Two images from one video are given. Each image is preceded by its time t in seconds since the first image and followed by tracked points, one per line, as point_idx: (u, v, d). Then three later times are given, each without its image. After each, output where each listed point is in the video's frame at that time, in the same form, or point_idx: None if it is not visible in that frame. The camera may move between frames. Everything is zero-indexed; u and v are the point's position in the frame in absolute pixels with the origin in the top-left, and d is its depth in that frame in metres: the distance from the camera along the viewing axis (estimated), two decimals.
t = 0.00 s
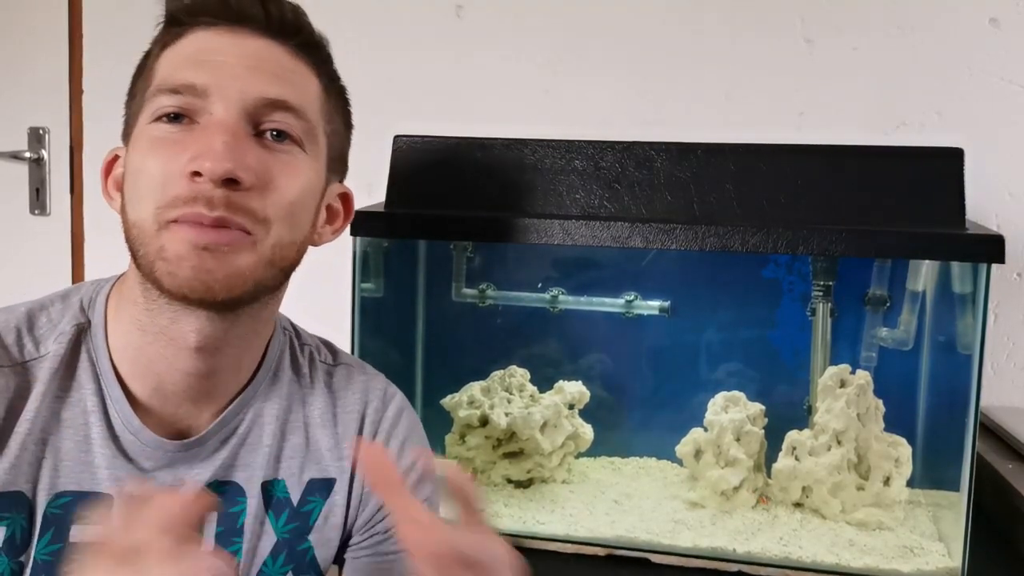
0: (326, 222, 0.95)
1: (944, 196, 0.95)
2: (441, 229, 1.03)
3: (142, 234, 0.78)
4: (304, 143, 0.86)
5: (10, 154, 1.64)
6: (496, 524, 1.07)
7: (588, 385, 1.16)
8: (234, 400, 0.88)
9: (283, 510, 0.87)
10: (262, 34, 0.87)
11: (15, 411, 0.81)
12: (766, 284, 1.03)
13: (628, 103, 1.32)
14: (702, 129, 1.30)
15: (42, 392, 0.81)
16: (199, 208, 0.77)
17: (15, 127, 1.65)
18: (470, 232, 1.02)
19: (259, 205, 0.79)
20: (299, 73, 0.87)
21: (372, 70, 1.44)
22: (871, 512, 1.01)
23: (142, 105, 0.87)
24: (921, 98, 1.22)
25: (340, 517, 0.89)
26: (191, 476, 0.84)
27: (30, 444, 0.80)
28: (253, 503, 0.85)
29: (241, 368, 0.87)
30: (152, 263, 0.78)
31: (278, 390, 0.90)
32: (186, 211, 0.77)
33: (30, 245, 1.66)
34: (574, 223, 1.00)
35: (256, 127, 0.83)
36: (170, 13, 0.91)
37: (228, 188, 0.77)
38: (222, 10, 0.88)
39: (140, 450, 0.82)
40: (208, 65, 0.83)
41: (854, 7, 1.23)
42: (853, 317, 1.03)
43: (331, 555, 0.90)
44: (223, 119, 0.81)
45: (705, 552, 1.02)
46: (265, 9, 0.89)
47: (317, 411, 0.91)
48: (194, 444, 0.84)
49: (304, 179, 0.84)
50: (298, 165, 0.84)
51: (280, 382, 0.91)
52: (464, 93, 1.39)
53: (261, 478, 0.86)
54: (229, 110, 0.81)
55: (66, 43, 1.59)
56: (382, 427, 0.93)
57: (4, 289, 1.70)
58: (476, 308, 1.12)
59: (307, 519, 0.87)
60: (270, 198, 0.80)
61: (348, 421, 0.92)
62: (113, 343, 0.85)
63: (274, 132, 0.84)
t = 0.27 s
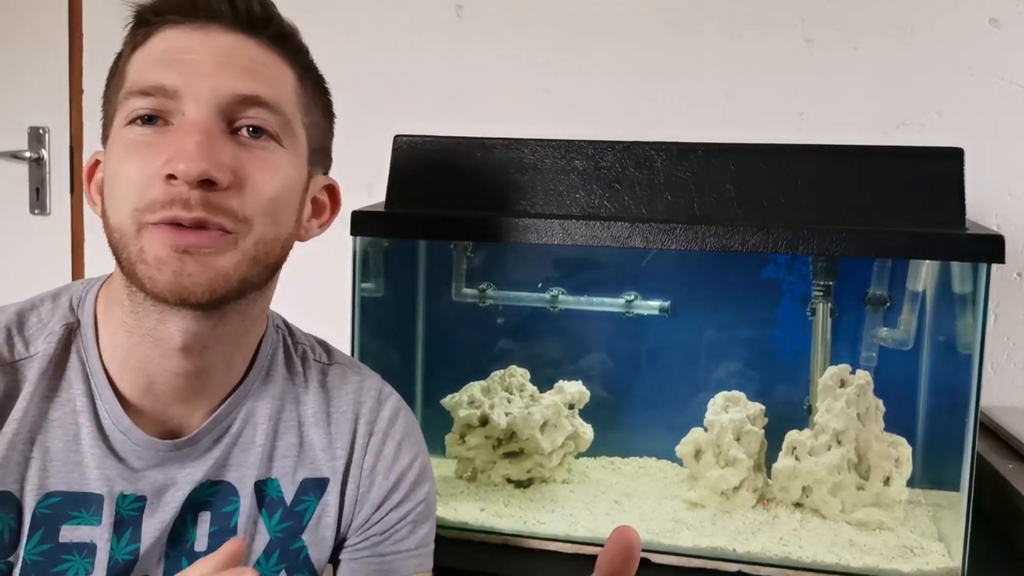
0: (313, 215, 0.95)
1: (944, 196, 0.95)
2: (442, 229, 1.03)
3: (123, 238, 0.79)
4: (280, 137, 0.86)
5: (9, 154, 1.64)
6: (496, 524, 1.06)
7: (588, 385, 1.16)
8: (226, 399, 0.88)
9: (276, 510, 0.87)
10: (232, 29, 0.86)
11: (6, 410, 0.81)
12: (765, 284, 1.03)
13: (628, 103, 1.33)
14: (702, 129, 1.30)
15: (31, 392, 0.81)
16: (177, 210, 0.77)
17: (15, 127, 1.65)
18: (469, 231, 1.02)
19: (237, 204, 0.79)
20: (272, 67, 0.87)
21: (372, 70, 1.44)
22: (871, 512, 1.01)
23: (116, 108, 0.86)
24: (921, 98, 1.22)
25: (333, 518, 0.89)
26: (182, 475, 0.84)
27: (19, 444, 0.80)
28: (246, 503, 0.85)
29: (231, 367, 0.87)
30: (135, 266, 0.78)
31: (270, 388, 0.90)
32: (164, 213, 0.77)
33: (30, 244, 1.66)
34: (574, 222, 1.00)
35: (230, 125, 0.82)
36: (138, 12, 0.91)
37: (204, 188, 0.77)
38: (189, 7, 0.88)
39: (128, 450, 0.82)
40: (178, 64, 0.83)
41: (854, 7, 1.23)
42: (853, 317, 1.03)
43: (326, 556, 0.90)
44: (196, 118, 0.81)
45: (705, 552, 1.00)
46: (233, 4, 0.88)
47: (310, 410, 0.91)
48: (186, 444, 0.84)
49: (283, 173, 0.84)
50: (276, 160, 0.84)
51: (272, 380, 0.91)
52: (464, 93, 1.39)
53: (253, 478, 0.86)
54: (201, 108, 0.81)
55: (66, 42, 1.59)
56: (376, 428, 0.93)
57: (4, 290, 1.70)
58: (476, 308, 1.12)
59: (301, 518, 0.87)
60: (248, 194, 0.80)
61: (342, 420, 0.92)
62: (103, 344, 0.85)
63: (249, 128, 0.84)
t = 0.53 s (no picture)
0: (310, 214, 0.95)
1: (944, 196, 0.95)
2: (442, 229, 1.03)
3: (118, 239, 0.79)
4: (276, 136, 0.86)
5: (9, 154, 1.64)
6: (496, 525, 1.06)
7: (588, 385, 1.16)
8: (224, 399, 0.87)
9: (273, 510, 0.87)
10: (227, 28, 0.87)
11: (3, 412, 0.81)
12: (765, 285, 1.03)
13: (627, 103, 1.32)
14: (702, 129, 1.30)
15: (28, 394, 0.81)
16: (173, 209, 0.77)
17: (14, 127, 1.65)
18: (469, 231, 1.02)
19: (233, 203, 0.79)
20: (268, 65, 0.87)
21: (372, 70, 1.44)
22: (871, 512, 1.01)
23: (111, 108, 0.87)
24: (921, 98, 1.22)
25: (331, 518, 0.89)
26: (180, 476, 0.84)
27: (15, 446, 0.80)
28: (244, 503, 0.85)
29: (228, 368, 0.87)
30: (130, 266, 0.78)
31: (267, 388, 0.90)
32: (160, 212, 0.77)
33: (30, 245, 1.66)
34: (574, 222, 1.00)
35: (225, 124, 0.83)
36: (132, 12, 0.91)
37: (200, 187, 0.77)
38: (183, 7, 0.88)
39: (125, 450, 0.82)
40: (172, 64, 0.83)
41: (854, 7, 1.23)
42: (853, 317, 1.03)
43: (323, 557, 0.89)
44: (191, 117, 0.81)
45: (704, 552, 1.00)
46: (227, 3, 0.88)
47: (308, 410, 0.91)
48: (184, 445, 0.84)
49: (279, 173, 0.84)
50: (272, 160, 0.84)
51: (270, 380, 0.91)
52: (464, 93, 1.39)
53: (251, 478, 0.86)
54: (196, 107, 0.81)
55: (66, 42, 1.59)
56: (374, 428, 0.93)
57: (4, 289, 1.70)
58: (476, 308, 1.12)
59: (298, 518, 0.87)
60: (244, 193, 0.80)
61: (340, 420, 0.92)
62: (100, 345, 0.85)
63: (245, 127, 0.84)
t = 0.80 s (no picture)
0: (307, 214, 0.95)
1: (944, 196, 0.95)
2: (442, 229, 1.03)
3: (117, 231, 0.78)
4: (276, 132, 0.86)
5: (9, 155, 1.64)
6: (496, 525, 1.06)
7: (588, 385, 1.15)
8: (223, 398, 0.87)
9: (272, 509, 0.87)
10: (226, 24, 0.87)
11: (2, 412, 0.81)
12: (766, 285, 1.03)
13: (627, 103, 1.32)
14: (702, 129, 1.30)
15: (26, 393, 0.81)
16: (171, 199, 0.76)
17: (14, 127, 1.65)
18: (469, 231, 1.02)
19: (232, 195, 0.79)
20: (267, 61, 0.87)
21: (372, 70, 1.44)
22: (871, 512, 1.01)
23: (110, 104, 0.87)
24: (922, 97, 1.22)
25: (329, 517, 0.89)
26: (179, 476, 0.84)
27: (14, 445, 0.80)
28: (243, 502, 0.85)
29: (226, 368, 0.87)
30: (129, 258, 0.77)
31: (266, 388, 0.90)
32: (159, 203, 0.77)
33: (30, 245, 1.66)
34: (574, 223, 1.00)
35: (225, 118, 0.83)
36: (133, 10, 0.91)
37: (199, 177, 0.77)
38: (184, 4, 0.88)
39: (124, 449, 0.82)
40: (172, 58, 0.83)
41: (855, 6, 1.23)
42: (853, 317, 1.03)
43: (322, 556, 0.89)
44: (191, 110, 0.81)
45: (705, 552, 1.00)
46: None
47: (306, 409, 0.91)
48: (183, 444, 0.84)
49: (279, 168, 0.84)
50: (271, 155, 0.84)
51: (268, 379, 0.90)
52: (464, 93, 1.39)
53: (250, 477, 0.86)
54: (196, 100, 0.81)
55: (66, 43, 1.59)
56: (371, 428, 0.93)
57: (4, 289, 1.70)
58: (476, 308, 1.12)
59: (297, 517, 0.87)
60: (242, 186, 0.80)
61: (338, 419, 0.92)
62: (98, 344, 0.85)
63: (245, 121, 0.84)
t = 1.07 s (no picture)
0: (311, 219, 0.96)
1: (944, 196, 0.95)
2: (442, 229, 1.03)
3: (130, 232, 0.78)
4: (292, 142, 0.86)
5: (9, 154, 1.64)
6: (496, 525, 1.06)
7: (588, 385, 1.15)
8: (221, 397, 0.87)
9: (269, 508, 0.87)
10: (248, 31, 0.87)
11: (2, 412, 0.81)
12: (765, 284, 1.03)
13: (627, 103, 1.32)
14: (701, 129, 1.30)
15: (26, 393, 0.81)
16: (191, 206, 0.76)
17: (14, 127, 1.65)
18: (469, 231, 1.02)
19: (249, 204, 0.79)
20: (286, 71, 0.88)
21: (372, 70, 1.44)
22: (871, 512, 1.01)
23: (123, 103, 0.86)
24: (922, 97, 1.22)
25: (326, 516, 0.89)
26: (177, 475, 0.84)
27: (14, 445, 0.80)
28: (241, 501, 0.85)
29: (226, 365, 0.87)
30: (142, 261, 0.77)
31: (264, 387, 0.90)
32: (177, 209, 0.77)
33: (30, 244, 1.66)
34: (574, 222, 1.00)
35: (245, 126, 0.83)
36: (150, 7, 0.90)
37: (219, 186, 0.77)
38: (206, 8, 0.88)
39: (123, 449, 0.82)
40: (194, 62, 0.83)
41: (854, 6, 1.23)
42: (853, 317, 1.03)
43: (320, 554, 0.90)
44: (212, 116, 0.81)
45: (705, 552, 1.01)
46: (252, 6, 0.90)
47: (304, 407, 0.91)
48: (181, 443, 0.84)
49: (293, 179, 0.85)
50: (288, 165, 0.85)
51: (267, 379, 0.90)
52: (464, 93, 1.39)
53: (248, 476, 0.86)
54: (217, 107, 0.81)
55: (66, 42, 1.59)
56: (369, 426, 0.93)
57: (4, 289, 1.70)
58: (476, 308, 1.12)
59: (294, 516, 0.87)
60: (259, 195, 0.81)
61: (337, 417, 0.92)
62: (99, 342, 0.85)
63: (263, 130, 0.84)
